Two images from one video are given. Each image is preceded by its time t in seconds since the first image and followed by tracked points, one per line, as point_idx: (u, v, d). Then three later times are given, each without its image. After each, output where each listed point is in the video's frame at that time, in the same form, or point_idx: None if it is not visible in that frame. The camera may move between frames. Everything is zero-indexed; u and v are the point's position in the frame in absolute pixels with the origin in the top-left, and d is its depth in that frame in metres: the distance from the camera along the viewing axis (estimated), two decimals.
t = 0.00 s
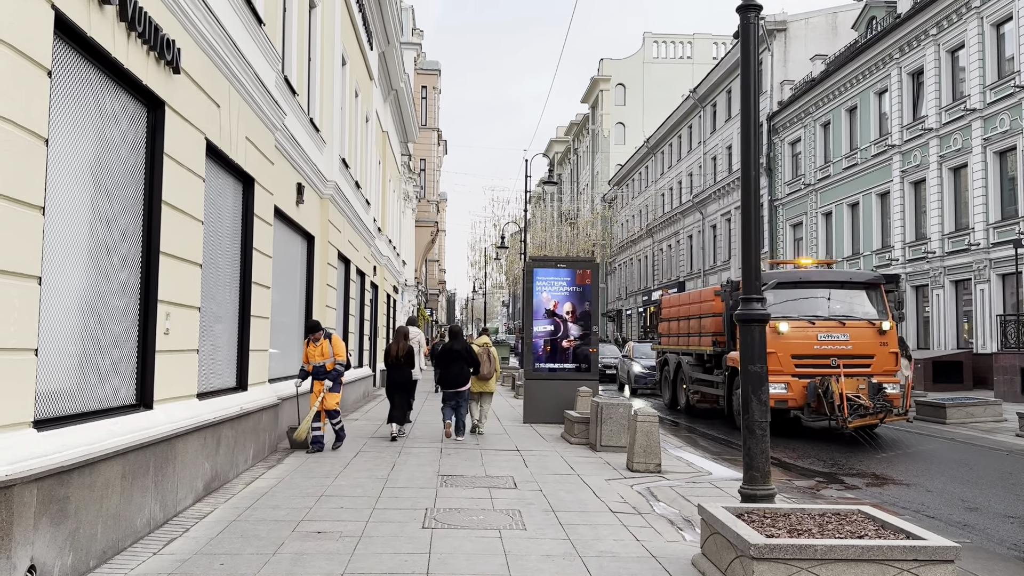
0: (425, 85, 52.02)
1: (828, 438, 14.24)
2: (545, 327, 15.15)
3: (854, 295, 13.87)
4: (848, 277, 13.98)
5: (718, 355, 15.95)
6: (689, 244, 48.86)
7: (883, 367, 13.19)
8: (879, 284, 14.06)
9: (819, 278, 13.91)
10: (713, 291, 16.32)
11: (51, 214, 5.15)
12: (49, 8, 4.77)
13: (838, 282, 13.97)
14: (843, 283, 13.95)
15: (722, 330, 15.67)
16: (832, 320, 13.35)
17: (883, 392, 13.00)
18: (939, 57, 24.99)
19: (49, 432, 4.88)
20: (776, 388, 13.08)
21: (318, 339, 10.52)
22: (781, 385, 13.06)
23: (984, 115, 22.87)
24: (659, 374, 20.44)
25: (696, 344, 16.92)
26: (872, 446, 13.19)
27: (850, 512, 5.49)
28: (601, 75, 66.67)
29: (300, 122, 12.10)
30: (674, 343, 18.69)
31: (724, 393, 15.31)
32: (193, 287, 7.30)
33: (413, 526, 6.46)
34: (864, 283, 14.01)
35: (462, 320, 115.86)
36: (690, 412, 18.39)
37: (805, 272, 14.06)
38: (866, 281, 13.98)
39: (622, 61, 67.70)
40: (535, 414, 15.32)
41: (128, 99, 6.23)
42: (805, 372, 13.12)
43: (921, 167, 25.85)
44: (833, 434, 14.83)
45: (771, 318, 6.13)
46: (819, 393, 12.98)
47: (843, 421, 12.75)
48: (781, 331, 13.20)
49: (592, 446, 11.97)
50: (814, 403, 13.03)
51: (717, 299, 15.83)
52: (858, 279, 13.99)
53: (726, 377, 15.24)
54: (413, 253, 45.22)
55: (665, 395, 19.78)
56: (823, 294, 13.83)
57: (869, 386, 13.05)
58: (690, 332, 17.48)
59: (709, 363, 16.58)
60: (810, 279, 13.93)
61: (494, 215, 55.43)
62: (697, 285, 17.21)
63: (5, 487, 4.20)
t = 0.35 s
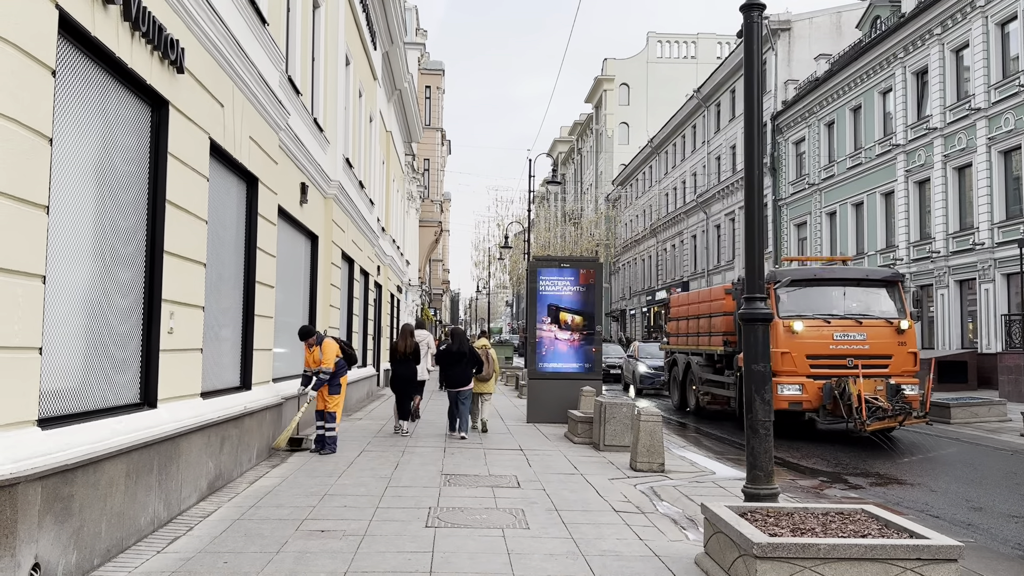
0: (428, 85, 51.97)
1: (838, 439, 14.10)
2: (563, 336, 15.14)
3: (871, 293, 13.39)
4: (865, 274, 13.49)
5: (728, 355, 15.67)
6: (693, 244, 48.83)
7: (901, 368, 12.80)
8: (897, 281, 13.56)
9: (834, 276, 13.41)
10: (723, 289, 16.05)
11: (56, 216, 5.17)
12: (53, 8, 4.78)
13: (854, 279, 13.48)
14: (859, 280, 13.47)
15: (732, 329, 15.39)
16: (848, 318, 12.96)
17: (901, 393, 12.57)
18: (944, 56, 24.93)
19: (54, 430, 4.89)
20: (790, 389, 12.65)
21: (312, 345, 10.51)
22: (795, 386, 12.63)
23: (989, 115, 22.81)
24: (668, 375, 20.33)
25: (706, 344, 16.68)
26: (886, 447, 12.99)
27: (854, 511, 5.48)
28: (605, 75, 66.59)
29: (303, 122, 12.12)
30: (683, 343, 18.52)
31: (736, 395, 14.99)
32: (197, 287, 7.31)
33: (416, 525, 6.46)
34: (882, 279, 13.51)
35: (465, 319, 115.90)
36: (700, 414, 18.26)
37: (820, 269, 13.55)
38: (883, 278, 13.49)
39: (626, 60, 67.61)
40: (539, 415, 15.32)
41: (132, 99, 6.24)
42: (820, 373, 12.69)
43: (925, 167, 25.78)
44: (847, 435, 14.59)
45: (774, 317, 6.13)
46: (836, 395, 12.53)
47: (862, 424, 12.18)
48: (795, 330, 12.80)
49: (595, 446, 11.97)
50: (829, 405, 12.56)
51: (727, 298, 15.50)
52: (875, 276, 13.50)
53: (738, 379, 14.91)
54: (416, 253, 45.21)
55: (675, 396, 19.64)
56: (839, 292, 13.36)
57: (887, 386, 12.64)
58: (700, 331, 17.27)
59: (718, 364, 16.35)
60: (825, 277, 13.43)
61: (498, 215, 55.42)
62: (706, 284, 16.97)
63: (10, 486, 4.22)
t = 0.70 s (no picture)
0: (429, 85, 51.94)
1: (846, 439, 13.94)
2: (564, 336, 15.13)
3: (887, 291, 13.03)
4: (881, 272, 13.09)
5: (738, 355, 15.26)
6: (694, 244, 48.82)
7: (918, 369, 12.52)
8: (913, 279, 13.19)
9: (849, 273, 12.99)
10: (732, 287, 15.69)
11: (56, 216, 5.18)
12: (53, 7, 4.80)
13: (870, 277, 13.09)
14: (876, 278, 13.07)
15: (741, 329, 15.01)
16: (864, 318, 12.66)
17: (918, 396, 12.22)
18: (945, 55, 24.92)
19: (53, 428, 4.89)
20: (803, 391, 12.40)
21: (308, 345, 10.41)
22: (809, 388, 12.37)
23: (990, 115, 22.79)
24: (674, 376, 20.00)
25: (714, 343, 16.33)
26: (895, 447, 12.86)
27: (853, 510, 5.48)
28: (606, 75, 66.59)
29: (304, 122, 12.13)
30: (689, 343, 18.19)
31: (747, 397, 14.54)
32: (198, 286, 7.32)
33: (416, 524, 6.47)
34: (899, 277, 13.12)
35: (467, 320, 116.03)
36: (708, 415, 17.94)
37: (835, 266, 13.13)
38: (899, 275, 13.10)
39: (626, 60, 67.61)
40: (540, 414, 15.31)
41: (133, 98, 6.27)
42: (834, 374, 12.43)
43: (927, 167, 25.75)
44: (861, 437, 14.24)
45: (774, 316, 6.14)
46: (851, 397, 12.28)
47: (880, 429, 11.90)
48: (809, 329, 12.57)
49: (596, 445, 11.96)
50: (844, 407, 12.30)
51: (736, 297, 15.20)
52: (892, 273, 13.10)
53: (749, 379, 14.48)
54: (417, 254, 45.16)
55: (682, 396, 19.31)
56: (854, 291, 12.98)
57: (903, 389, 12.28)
58: (708, 330, 16.93)
59: (727, 364, 16.00)
60: (839, 274, 13.02)
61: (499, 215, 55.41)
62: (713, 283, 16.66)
63: (10, 484, 4.23)
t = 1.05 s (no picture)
0: (429, 85, 51.98)
1: (853, 440, 13.74)
2: (564, 336, 15.14)
3: (903, 289, 12.39)
4: (897, 268, 12.45)
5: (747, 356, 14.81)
6: (693, 244, 48.85)
7: (936, 370, 11.83)
8: (931, 276, 12.54)
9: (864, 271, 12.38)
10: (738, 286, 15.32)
11: (56, 214, 5.20)
12: (54, 8, 4.82)
13: (885, 274, 12.46)
14: (892, 275, 12.43)
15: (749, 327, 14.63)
16: (879, 317, 12.04)
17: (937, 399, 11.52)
18: (944, 55, 24.93)
19: (53, 428, 4.91)
20: (816, 394, 11.77)
21: (313, 339, 10.40)
22: (822, 390, 11.75)
23: (989, 115, 22.80)
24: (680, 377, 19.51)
25: (722, 344, 15.89)
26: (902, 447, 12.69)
27: (851, 510, 5.50)
28: (606, 75, 66.62)
29: (304, 121, 12.15)
30: (696, 343, 17.74)
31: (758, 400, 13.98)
32: (198, 285, 7.33)
33: (415, 523, 6.48)
34: (915, 275, 12.48)
35: (466, 320, 116.17)
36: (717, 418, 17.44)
37: (849, 263, 12.53)
38: (916, 272, 12.47)
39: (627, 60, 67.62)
40: (539, 414, 15.33)
41: (133, 99, 6.29)
42: (848, 376, 11.81)
43: (926, 166, 25.76)
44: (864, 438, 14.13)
45: (773, 317, 6.15)
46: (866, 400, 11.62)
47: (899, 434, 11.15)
48: (822, 329, 11.94)
49: (595, 445, 11.98)
50: (859, 411, 11.64)
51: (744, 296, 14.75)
52: (908, 270, 12.47)
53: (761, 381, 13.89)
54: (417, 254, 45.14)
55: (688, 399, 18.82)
56: (869, 289, 12.35)
57: (920, 391, 11.69)
58: (714, 330, 16.49)
59: (735, 365, 15.56)
60: (853, 272, 12.41)
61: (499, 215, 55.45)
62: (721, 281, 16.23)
63: (10, 483, 4.25)
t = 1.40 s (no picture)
0: (429, 85, 51.98)
1: (857, 442, 13.64)
2: (564, 338, 15.15)
3: (923, 288, 11.89)
4: (916, 266, 11.94)
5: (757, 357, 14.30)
6: (693, 244, 48.85)
7: (956, 373, 11.35)
8: (951, 274, 12.03)
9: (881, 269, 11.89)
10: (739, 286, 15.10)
11: (57, 216, 5.21)
12: (54, 11, 4.81)
13: (904, 272, 11.96)
14: (911, 273, 11.93)
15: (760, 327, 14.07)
16: (897, 317, 11.57)
17: (957, 402, 11.09)
18: (944, 56, 24.94)
19: (55, 431, 4.92)
20: (831, 398, 11.34)
21: (321, 338, 10.46)
22: (837, 393, 11.34)
23: (989, 115, 22.81)
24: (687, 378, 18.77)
25: (730, 345, 15.28)
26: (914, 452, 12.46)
27: (851, 512, 5.50)
28: (606, 75, 66.63)
29: (304, 122, 12.14)
30: (703, 343, 17.11)
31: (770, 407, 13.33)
32: (198, 287, 7.33)
33: (415, 525, 6.49)
34: (934, 272, 11.97)
35: (467, 320, 116.25)
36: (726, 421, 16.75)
37: (865, 261, 12.04)
38: (935, 271, 11.96)
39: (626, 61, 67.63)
40: (538, 414, 15.29)
41: (133, 101, 6.28)
42: (865, 379, 11.36)
43: (926, 167, 25.77)
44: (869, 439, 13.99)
45: (773, 318, 6.16)
46: (884, 403, 11.12)
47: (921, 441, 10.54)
48: (838, 330, 11.46)
49: (595, 446, 11.98)
50: (876, 415, 11.16)
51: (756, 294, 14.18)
52: (927, 268, 11.96)
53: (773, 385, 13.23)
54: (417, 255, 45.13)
55: (694, 402, 18.13)
56: (886, 288, 11.85)
57: (941, 395, 11.20)
58: (723, 330, 15.76)
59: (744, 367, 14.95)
60: (870, 271, 11.91)
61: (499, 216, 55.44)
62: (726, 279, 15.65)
63: (11, 486, 4.25)
